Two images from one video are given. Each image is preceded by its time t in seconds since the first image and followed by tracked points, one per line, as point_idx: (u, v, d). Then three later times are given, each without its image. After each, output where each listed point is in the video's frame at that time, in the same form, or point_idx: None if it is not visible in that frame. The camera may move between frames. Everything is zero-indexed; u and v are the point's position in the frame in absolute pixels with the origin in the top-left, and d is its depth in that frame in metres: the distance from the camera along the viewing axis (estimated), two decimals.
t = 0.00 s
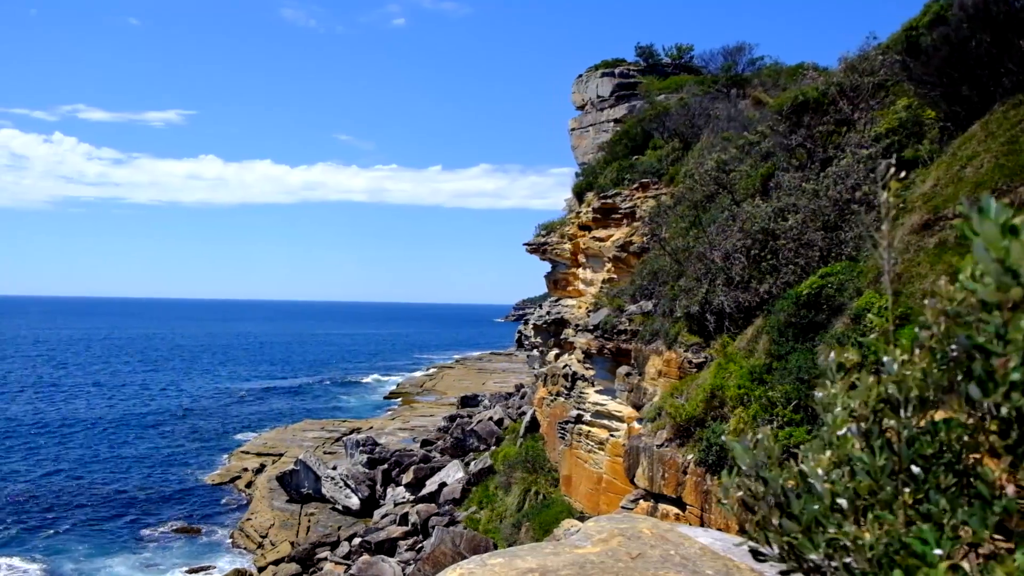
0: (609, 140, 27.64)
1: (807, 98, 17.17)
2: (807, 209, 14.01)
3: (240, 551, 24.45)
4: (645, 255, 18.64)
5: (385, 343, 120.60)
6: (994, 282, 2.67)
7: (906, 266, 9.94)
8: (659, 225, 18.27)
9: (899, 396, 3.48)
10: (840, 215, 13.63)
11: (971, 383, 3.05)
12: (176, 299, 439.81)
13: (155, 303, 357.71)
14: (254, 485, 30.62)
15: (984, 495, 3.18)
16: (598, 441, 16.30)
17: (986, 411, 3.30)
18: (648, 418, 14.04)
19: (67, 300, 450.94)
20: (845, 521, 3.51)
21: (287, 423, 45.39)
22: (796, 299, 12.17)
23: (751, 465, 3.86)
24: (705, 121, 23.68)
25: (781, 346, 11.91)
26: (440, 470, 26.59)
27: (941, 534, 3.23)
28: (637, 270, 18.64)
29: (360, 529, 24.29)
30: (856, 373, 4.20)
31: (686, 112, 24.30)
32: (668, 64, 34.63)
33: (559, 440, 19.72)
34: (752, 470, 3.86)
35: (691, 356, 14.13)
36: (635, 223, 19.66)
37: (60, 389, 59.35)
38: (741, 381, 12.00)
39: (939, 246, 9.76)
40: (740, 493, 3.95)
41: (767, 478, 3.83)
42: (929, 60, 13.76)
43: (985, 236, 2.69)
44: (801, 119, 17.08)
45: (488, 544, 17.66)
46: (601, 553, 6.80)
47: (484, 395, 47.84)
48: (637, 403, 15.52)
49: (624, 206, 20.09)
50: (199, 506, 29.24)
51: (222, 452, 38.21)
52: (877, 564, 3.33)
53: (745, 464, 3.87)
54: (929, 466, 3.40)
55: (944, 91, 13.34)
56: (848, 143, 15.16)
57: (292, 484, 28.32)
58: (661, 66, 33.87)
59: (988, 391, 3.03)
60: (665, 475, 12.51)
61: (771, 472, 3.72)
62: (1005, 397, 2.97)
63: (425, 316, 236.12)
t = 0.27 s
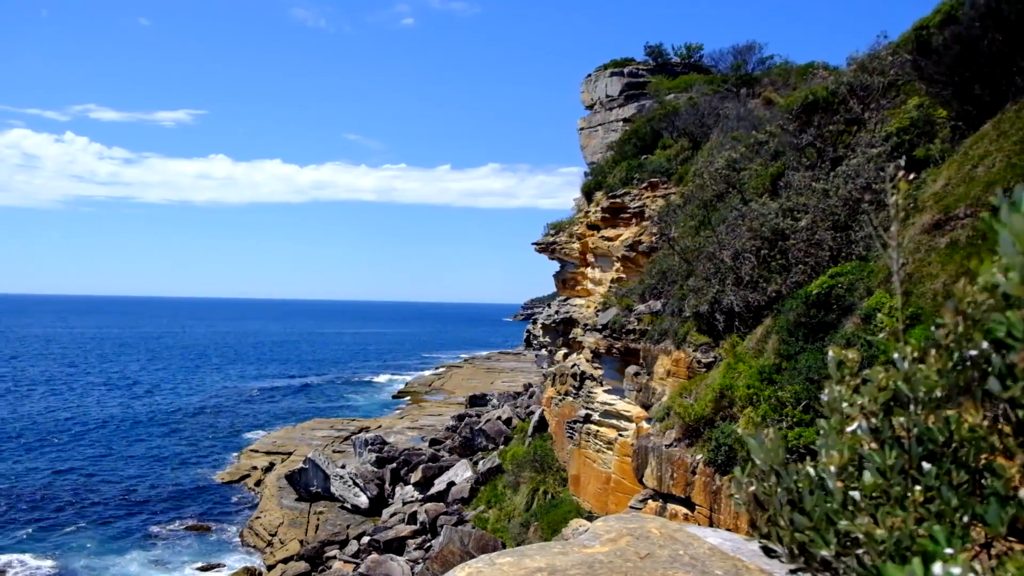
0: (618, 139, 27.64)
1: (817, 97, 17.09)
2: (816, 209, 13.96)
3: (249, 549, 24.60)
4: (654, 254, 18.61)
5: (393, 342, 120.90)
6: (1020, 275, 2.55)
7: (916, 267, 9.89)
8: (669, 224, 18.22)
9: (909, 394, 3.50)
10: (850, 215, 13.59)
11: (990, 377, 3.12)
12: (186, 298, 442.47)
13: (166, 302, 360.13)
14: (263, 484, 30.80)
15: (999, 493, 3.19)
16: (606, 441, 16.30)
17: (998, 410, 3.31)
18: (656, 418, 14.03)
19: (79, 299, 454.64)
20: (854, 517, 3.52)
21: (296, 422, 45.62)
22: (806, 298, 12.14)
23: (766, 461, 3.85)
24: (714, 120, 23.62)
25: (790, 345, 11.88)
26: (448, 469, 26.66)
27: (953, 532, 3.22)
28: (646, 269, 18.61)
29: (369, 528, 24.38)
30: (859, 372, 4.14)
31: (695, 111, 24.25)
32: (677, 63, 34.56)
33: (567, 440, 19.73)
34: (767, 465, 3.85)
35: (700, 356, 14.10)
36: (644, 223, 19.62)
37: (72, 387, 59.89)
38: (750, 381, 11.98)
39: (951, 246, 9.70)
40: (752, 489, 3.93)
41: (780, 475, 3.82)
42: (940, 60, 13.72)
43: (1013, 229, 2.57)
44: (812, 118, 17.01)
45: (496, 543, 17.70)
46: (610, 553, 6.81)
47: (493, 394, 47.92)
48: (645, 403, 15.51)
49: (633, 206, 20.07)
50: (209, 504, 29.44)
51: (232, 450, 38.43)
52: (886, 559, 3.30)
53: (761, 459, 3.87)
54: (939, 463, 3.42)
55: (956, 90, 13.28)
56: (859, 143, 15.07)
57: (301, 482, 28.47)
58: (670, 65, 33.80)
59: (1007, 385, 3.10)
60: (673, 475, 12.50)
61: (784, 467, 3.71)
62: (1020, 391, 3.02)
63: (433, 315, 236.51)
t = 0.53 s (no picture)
0: (628, 138, 27.59)
1: (829, 96, 17.01)
2: (827, 208, 13.92)
3: (259, 548, 24.75)
4: (664, 254, 18.57)
5: (403, 342, 121.19)
6: (1004, 279, 2.57)
7: (928, 267, 9.83)
8: (679, 224, 18.16)
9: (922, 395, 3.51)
10: (862, 215, 13.54)
11: (985, 378, 3.10)
12: (198, 297, 445.55)
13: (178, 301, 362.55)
14: (274, 482, 30.99)
15: (1007, 498, 3.16)
16: (616, 440, 16.31)
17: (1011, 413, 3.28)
18: (666, 417, 14.02)
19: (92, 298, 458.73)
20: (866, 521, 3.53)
21: (307, 420, 45.82)
22: (816, 298, 12.10)
23: (777, 462, 3.84)
24: (725, 119, 23.56)
25: (801, 346, 11.83)
26: (458, 468, 26.72)
27: (963, 536, 3.20)
28: (657, 269, 18.56)
29: (378, 526, 24.49)
30: (878, 372, 4.20)
31: (706, 110, 24.19)
32: (687, 62, 34.47)
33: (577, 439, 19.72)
34: (776, 466, 3.85)
35: (710, 355, 14.07)
36: (654, 222, 19.60)
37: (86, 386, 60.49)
38: (761, 381, 11.95)
39: (964, 246, 9.63)
40: (763, 491, 3.96)
41: (791, 477, 3.84)
42: (953, 58, 13.73)
43: (993, 234, 2.63)
44: (823, 117, 16.92)
45: (505, 543, 17.74)
46: (619, 552, 6.84)
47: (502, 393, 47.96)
48: (655, 403, 15.48)
49: (643, 205, 20.06)
50: (220, 502, 29.66)
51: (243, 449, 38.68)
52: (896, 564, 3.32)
53: (770, 461, 3.87)
54: (952, 466, 3.40)
55: (969, 88, 13.13)
56: (870, 141, 14.99)
57: (311, 481, 28.64)
58: (680, 64, 33.70)
59: (1003, 386, 3.08)
60: (683, 475, 12.49)
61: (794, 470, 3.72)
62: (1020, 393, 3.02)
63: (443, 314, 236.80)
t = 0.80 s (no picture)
0: (639, 138, 27.53)
1: (841, 95, 16.93)
2: (840, 207, 13.86)
3: (271, 546, 24.93)
4: (675, 253, 18.52)
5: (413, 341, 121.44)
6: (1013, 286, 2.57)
7: (941, 266, 9.77)
8: (690, 223, 18.09)
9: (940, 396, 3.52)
10: (875, 214, 13.48)
11: (997, 385, 3.11)
12: (211, 296, 448.75)
13: (191, 300, 364.88)
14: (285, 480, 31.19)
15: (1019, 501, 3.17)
16: (627, 440, 16.30)
17: None
18: (677, 417, 13.99)
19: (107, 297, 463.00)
20: (881, 521, 3.55)
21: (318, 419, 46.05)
22: (829, 298, 12.05)
23: (792, 461, 3.85)
24: (736, 118, 23.48)
25: (813, 345, 11.80)
26: (468, 467, 26.77)
27: (977, 538, 3.22)
28: (667, 268, 18.53)
29: (388, 525, 24.60)
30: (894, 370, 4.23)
31: (717, 110, 24.11)
32: (699, 62, 34.32)
33: (587, 439, 19.70)
34: (792, 465, 3.85)
35: (721, 355, 14.04)
36: (665, 221, 19.56)
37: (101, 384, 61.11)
38: (772, 381, 11.93)
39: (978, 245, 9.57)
40: (777, 489, 3.96)
41: (806, 475, 3.85)
42: (967, 56, 13.66)
43: (1001, 240, 2.61)
44: (835, 116, 16.83)
45: (516, 542, 17.79)
46: (630, 551, 6.85)
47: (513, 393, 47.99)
48: (666, 402, 15.45)
49: (654, 204, 20.02)
50: (232, 500, 29.91)
51: (255, 447, 38.92)
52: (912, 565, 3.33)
53: (786, 460, 3.86)
54: (968, 467, 3.41)
55: (983, 86, 13.14)
56: (883, 140, 14.90)
57: (322, 479, 28.78)
58: (692, 63, 33.56)
59: (1012, 393, 3.09)
60: (694, 475, 12.47)
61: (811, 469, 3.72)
62: None
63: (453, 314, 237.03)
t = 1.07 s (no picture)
0: (650, 137, 27.46)
1: (854, 93, 16.84)
2: (854, 206, 13.81)
3: (284, 545, 25.10)
4: (687, 252, 18.46)
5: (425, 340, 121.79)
6: None
7: (956, 266, 9.70)
8: (702, 222, 18.00)
9: (955, 395, 3.54)
10: (888, 213, 13.41)
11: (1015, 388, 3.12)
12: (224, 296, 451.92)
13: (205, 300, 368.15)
14: (298, 479, 31.40)
15: None
16: (639, 439, 16.29)
17: None
18: (689, 417, 13.95)
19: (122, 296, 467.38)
20: (893, 523, 3.56)
21: (330, 418, 46.28)
22: (842, 298, 11.99)
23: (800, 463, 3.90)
24: (748, 117, 23.40)
25: (826, 345, 11.75)
26: (480, 466, 26.82)
27: (996, 539, 3.22)
28: (679, 268, 18.49)
29: (400, 524, 24.73)
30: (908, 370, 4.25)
31: (730, 109, 24.04)
32: (711, 61, 34.18)
33: (599, 438, 19.70)
34: (800, 467, 3.91)
35: (733, 355, 14.00)
36: (678, 221, 19.50)
37: (117, 382, 61.79)
38: (785, 380, 11.89)
39: (992, 244, 9.49)
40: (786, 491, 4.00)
41: (817, 477, 3.89)
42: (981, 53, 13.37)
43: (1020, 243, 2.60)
44: (848, 114, 16.72)
45: (527, 542, 17.82)
46: (642, 551, 6.87)
47: (524, 392, 47.96)
48: (678, 402, 15.42)
49: (666, 203, 19.96)
50: (245, 498, 30.17)
51: (268, 446, 39.18)
52: (927, 569, 3.33)
53: (793, 462, 3.92)
54: (984, 468, 3.41)
55: (997, 85, 13.06)
56: (897, 139, 14.81)
57: (334, 478, 28.93)
58: (703, 62, 33.44)
59: None
60: (706, 475, 12.44)
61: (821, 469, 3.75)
62: None
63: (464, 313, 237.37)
